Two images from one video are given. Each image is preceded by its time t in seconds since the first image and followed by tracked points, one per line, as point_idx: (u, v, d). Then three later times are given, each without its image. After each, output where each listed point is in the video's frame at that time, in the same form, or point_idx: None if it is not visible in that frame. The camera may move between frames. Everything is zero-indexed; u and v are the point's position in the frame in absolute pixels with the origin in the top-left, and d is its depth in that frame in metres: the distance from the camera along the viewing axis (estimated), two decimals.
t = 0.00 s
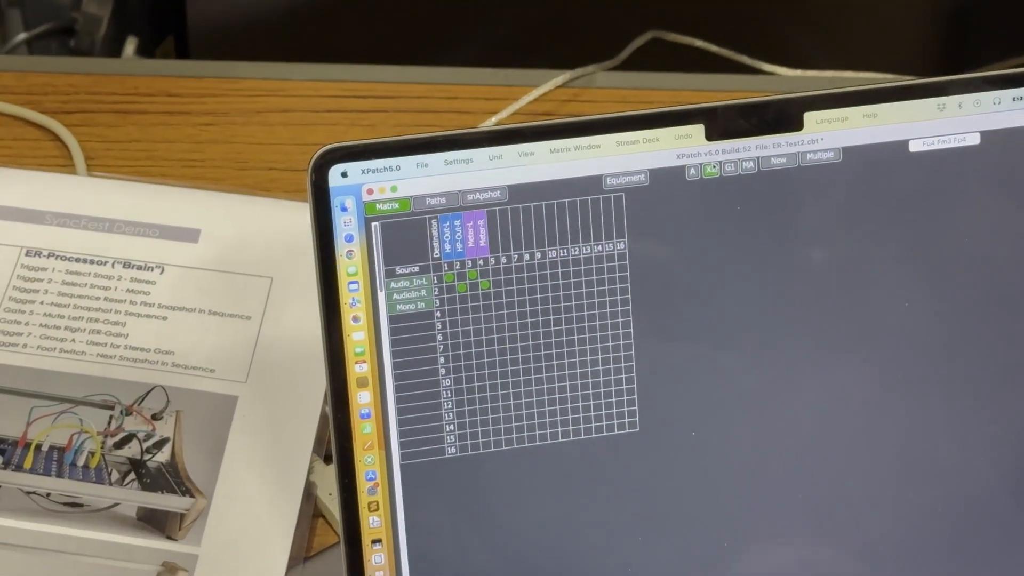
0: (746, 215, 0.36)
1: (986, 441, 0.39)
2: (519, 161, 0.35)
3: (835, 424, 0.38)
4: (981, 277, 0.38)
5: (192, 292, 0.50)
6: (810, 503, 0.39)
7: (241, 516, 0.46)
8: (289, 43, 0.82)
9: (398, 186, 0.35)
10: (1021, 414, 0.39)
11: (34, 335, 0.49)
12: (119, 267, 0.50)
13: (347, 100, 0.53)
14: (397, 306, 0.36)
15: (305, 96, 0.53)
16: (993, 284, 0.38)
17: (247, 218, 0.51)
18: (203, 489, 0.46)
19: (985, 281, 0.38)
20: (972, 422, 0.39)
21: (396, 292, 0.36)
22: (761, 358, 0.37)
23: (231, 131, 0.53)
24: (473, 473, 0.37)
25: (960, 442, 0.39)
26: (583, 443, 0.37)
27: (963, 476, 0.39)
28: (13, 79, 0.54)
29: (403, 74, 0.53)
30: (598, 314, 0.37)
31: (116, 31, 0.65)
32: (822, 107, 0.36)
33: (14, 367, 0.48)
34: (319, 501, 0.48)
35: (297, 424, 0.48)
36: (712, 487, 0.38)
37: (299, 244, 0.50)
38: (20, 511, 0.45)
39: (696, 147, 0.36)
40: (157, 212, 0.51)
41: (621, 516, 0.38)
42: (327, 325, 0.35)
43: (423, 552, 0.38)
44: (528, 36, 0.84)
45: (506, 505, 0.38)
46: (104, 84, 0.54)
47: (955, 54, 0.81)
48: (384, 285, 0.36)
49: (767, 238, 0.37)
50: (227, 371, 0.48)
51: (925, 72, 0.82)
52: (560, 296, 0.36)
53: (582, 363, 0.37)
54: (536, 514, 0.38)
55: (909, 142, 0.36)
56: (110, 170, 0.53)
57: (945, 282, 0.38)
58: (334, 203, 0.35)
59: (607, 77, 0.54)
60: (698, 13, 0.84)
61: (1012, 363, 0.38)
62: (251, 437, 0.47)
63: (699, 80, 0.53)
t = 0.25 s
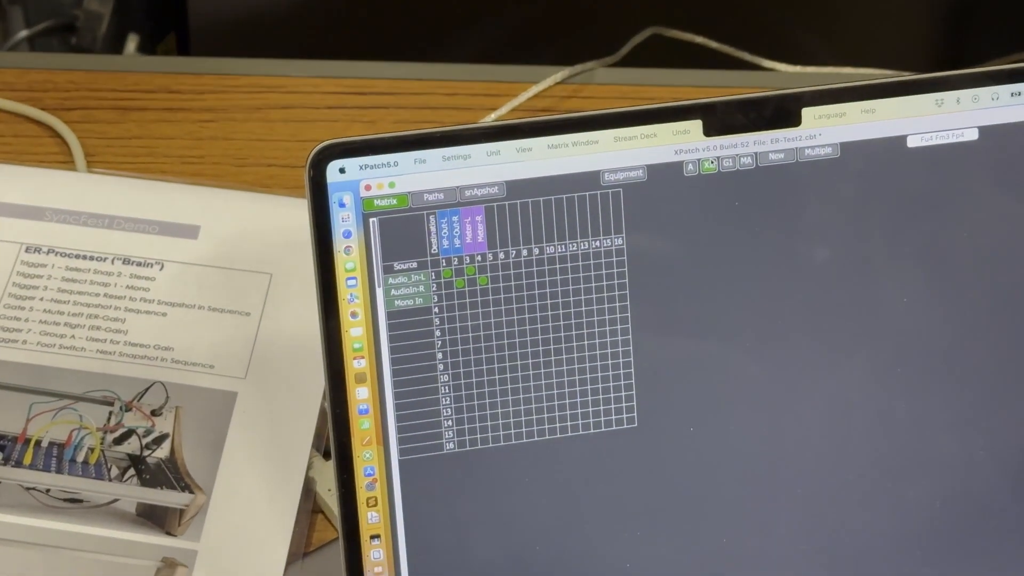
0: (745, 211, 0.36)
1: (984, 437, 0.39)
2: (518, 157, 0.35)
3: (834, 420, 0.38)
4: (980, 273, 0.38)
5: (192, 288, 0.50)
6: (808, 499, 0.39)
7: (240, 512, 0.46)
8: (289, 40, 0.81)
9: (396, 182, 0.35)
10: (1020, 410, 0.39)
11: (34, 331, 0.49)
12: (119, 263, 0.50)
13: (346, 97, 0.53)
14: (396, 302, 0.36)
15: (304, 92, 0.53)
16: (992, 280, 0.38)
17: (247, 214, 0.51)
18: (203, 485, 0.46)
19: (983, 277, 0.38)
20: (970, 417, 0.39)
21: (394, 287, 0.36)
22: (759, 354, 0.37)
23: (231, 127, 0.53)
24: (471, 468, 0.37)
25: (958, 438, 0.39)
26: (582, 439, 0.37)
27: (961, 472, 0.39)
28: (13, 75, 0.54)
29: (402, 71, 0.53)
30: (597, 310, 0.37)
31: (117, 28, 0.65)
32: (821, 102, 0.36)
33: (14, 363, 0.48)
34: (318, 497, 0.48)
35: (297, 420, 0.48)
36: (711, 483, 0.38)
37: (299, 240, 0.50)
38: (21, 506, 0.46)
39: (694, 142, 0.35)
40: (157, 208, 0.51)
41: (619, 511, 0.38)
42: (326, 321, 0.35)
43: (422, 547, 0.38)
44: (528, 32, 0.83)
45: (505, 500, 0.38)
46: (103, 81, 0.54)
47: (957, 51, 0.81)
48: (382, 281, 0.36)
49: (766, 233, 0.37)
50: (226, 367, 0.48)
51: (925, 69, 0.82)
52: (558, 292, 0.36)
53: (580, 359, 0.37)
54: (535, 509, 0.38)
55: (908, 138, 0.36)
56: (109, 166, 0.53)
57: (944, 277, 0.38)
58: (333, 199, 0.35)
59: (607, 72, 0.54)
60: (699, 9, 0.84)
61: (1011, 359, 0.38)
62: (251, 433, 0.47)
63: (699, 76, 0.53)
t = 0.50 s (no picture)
0: (740, 209, 0.36)
1: (979, 435, 0.39)
2: (513, 155, 0.35)
3: (829, 418, 0.38)
4: (975, 271, 0.38)
5: (188, 288, 0.50)
6: (803, 497, 0.39)
7: (237, 511, 0.46)
8: (286, 39, 0.81)
9: (392, 181, 0.35)
10: (1015, 408, 0.39)
11: (30, 331, 0.49)
12: (115, 262, 0.50)
13: (342, 96, 0.53)
14: (391, 301, 0.36)
15: (301, 91, 0.53)
16: (986, 278, 0.38)
17: (244, 213, 0.51)
18: (199, 484, 0.46)
19: (978, 275, 0.38)
20: (965, 415, 0.39)
21: (389, 286, 0.36)
22: (754, 352, 0.38)
23: (227, 126, 0.53)
24: (467, 467, 0.37)
25: (953, 436, 0.39)
26: (578, 437, 0.38)
27: (956, 470, 0.39)
28: (10, 75, 0.54)
29: (398, 70, 0.53)
30: (592, 308, 0.37)
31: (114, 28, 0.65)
32: (815, 100, 0.36)
33: (11, 363, 0.48)
34: (315, 496, 0.48)
35: (293, 418, 0.48)
36: (707, 481, 0.38)
37: (295, 239, 0.50)
38: (17, 505, 0.46)
39: (689, 141, 0.36)
40: (154, 207, 0.51)
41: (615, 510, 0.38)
42: (322, 320, 0.35)
43: (418, 546, 0.38)
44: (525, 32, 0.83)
45: (501, 499, 0.38)
46: (100, 81, 0.54)
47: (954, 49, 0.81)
48: (378, 280, 0.36)
49: (761, 232, 0.37)
50: (223, 367, 0.48)
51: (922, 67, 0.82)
52: (554, 291, 0.36)
53: (576, 358, 0.37)
54: (531, 507, 0.38)
55: (902, 136, 0.36)
56: (105, 166, 0.53)
57: (939, 275, 0.38)
58: (328, 198, 0.35)
59: (603, 71, 0.54)
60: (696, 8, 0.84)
61: (1005, 356, 0.39)
62: (247, 431, 0.48)
63: (695, 75, 0.53)
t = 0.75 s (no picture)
0: (739, 205, 0.36)
1: (978, 431, 0.39)
2: (512, 152, 0.35)
3: (828, 414, 0.38)
4: (975, 267, 0.38)
5: (188, 285, 0.50)
6: (803, 493, 0.39)
7: (237, 508, 0.46)
8: (285, 37, 0.81)
9: (391, 177, 0.35)
10: (1014, 403, 0.39)
11: (30, 329, 0.49)
12: (115, 260, 0.50)
13: (341, 93, 0.53)
14: (391, 297, 0.36)
15: (300, 89, 0.53)
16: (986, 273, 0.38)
17: (244, 210, 0.51)
18: (199, 481, 0.46)
19: (977, 271, 0.38)
20: (964, 411, 0.39)
21: (389, 283, 0.36)
22: (754, 348, 0.38)
23: (226, 124, 0.53)
24: (467, 463, 0.37)
25: (953, 432, 0.39)
26: (578, 433, 0.38)
27: (955, 465, 0.39)
28: (9, 73, 0.54)
29: (398, 67, 0.53)
30: (592, 304, 0.37)
31: (113, 26, 0.65)
32: (815, 96, 0.36)
33: (11, 361, 0.48)
34: (315, 493, 0.48)
35: (293, 415, 0.48)
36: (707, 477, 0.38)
37: (295, 236, 0.50)
38: (18, 503, 0.46)
39: (689, 137, 0.36)
40: (153, 204, 0.51)
41: (615, 506, 0.38)
42: (322, 317, 0.35)
43: (418, 542, 0.38)
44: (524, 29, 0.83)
45: (501, 495, 0.38)
46: (99, 78, 0.54)
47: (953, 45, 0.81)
48: (377, 277, 0.36)
49: (760, 228, 0.37)
50: (222, 364, 0.48)
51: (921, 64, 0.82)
52: (554, 287, 0.36)
53: (575, 354, 0.37)
54: (531, 503, 0.38)
55: (901, 132, 0.36)
56: (105, 164, 0.53)
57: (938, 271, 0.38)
58: (328, 194, 0.35)
59: (602, 68, 0.54)
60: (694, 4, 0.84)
61: (1004, 352, 0.39)
62: (247, 429, 0.48)
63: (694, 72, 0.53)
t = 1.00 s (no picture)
0: (739, 203, 0.36)
1: (978, 428, 0.39)
2: (512, 150, 0.35)
3: (828, 412, 0.38)
4: (974, 264, 0.38)
5: (187, 283, 0.50)
6: (803, 491, 0.39)
7: (237, 507, 0.46)
8: (283, 35, 0.81)
9: (390, 175, 0.35)
10: (1014, 401, 0.39)
11: (30, 328, 0.49)
12: (114, 259, 0.50)
13: (340, 91, 0.53)
14: (390, 296, 0.36)
15: (298, 87, 0.53)
16: (985, 270, 0.38)
17: (243, 208, 0.51)
18: (199, 480, 0.46)
19: (977, 268, 0.38)
20: (964, 409, 0.39)
21: (389, 281, 0.36)
22: (754, 345, 0.38)
23: (225, 122, 0.53)
24: (467, 462, 0.37)
25: (953, 429, 0.39)
26: (578, 431, 0.38)
27: (955, 463, 0.39)
28: (7, 72, 0.54)
29: (396, 65, 0.53)
30: (592, 302, 0.37)
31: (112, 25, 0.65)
32: (814, 94, 0.36)
33: (11, 360, 0.48)
34: (315, 492, 0.48)
35: (293, 414, 0.48)
36: (707, 475, 0.38)
37: (294, 234, 0.50)
38: (18, 502, 0.46)
39: (688, 135, 0.35)
40: (153, 203, 0.51)
41: (615, 504, 0.38)
42: (321, 314, 0.35)
43: (418, 541, 0.38)
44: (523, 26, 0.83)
45: (501, 494, 0.38)
46: (98, 77, 0.54)
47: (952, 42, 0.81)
48: (377, 275, 0.36)
49: (760, 225, 0.37)
50: (222, 363, 0.48)
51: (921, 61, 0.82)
52: (553, 286, 0.36)
53: (575, 352, 0.37)
54: (531, 502, 0.38)
55: (901, 129, 0.36)
56: (104, 162, 0.53)
57: (938, 269, 0.38)
58: (327, 193, 0.35)
59: (601, 66, 0.54)
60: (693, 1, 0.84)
61: (1004, 350, 0.39)
62: (247, 427, 0.48)
63: (693, 69, 0.53)
